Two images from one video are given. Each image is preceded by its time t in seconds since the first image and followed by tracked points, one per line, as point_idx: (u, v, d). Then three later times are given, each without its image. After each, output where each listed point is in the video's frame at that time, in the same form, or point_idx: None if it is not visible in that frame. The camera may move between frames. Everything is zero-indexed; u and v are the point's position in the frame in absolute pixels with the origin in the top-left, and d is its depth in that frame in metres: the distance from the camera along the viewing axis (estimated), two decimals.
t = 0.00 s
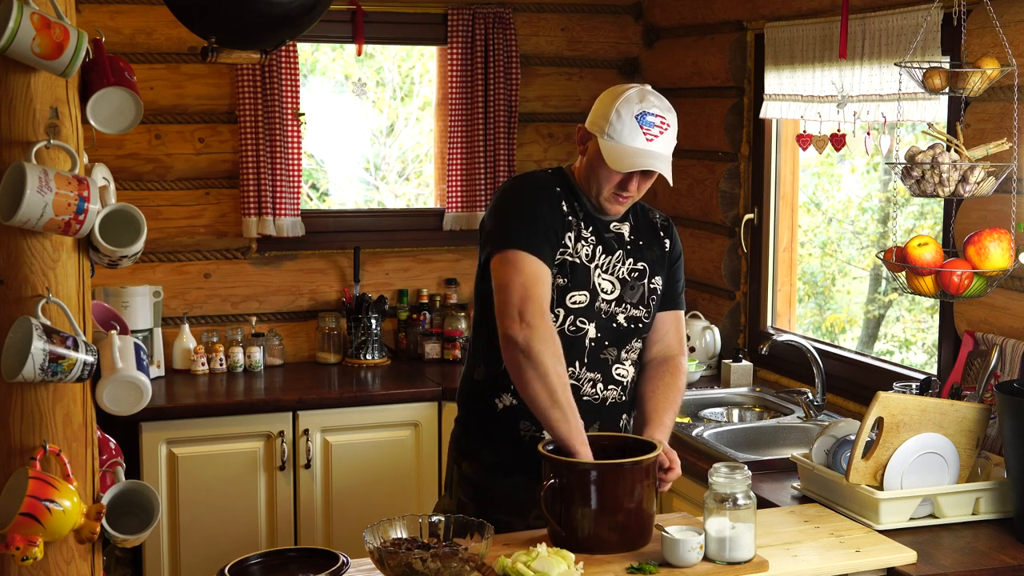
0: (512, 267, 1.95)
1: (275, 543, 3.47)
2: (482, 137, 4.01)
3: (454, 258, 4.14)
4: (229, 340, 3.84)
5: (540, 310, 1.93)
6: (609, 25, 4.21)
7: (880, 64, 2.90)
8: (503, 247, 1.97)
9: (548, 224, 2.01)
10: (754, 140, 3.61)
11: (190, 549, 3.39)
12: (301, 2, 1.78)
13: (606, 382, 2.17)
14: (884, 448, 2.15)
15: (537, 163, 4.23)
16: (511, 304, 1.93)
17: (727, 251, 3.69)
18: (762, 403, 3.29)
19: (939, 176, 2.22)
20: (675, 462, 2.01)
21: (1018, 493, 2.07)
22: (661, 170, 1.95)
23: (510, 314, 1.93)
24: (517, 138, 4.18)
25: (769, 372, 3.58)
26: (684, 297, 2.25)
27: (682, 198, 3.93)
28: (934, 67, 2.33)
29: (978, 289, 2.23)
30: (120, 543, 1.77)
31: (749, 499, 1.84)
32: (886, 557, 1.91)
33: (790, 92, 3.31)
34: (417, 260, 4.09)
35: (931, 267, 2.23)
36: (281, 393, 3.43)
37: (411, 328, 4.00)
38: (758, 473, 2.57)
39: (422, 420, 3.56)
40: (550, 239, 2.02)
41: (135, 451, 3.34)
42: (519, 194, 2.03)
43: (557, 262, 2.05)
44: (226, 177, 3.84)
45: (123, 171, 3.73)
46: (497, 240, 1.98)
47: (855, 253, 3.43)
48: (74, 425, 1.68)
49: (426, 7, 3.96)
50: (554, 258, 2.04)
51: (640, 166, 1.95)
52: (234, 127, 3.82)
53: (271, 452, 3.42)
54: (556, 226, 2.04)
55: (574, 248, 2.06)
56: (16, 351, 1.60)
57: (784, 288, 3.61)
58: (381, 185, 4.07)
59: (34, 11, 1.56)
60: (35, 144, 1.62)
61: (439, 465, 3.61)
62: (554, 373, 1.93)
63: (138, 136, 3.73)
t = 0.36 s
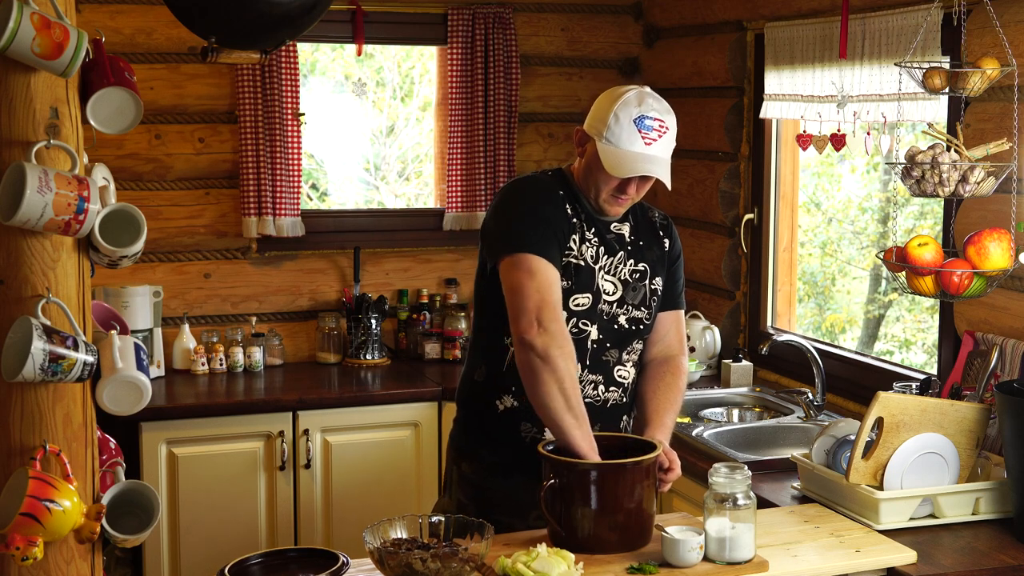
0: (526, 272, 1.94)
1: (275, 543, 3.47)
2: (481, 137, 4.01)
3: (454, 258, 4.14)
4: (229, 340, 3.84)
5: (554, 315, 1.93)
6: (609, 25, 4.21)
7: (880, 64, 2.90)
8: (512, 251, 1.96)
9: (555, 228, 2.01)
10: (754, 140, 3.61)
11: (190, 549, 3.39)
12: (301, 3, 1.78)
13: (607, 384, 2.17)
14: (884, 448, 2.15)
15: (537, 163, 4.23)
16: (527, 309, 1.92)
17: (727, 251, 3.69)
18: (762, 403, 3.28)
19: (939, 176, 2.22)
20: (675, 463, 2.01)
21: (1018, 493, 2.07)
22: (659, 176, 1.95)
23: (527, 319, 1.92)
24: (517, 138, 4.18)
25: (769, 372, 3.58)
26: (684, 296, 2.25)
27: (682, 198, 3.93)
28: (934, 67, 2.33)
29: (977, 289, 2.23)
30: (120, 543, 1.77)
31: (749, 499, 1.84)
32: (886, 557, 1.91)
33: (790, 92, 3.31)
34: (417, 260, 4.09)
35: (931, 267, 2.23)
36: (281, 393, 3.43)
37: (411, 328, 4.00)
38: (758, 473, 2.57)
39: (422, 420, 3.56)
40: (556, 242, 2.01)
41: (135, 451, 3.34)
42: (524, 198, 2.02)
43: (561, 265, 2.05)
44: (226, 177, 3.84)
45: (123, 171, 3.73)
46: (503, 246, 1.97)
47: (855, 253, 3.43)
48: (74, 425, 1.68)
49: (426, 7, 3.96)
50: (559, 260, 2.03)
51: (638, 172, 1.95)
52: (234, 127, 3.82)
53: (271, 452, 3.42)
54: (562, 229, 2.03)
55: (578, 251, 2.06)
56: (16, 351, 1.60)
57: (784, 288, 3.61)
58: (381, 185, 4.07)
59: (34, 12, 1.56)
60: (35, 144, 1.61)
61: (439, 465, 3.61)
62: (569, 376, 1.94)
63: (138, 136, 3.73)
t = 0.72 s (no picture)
0: (513, 282, 1.95)
1: (275, 543, 3.47)
2: (482, 137, 4.01)
3: (454, 258, 4.14)
4: (229, 340, 3.84)
5: (542, 325, 1.93)
6: (609, 25, 4.21)
7: (880, 64, 2.90)
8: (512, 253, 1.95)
9: (555, 229, 2.00)
10: (754, 140, 3.61)
11: (190, 549, 3.39)
12: (301, 2, 1.78)
13: (608, 384, 2.17)
14: (884, 448, 2.15)
15: (537, 163, 4.23)
16: (512, 320, 1.94)
17: (727, 251, 3.69)
18: (762, 403, 3.28)
19: (939, 176, 2.22)
20: (676, 463, 2.02)
21: (1018, 492, 2.07)
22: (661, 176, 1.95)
23: (512, 331, 1.94)
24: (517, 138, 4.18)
25: (769, 372, 3.58)
26: (683, 297, 2.26)
27: (682, 198, 3.93)
28: (934, 67, 2.33)
29: (978, 289, 2.23)
30: (120, 543, 1.77)
31: (749, 499, 1.84)
32: (886, 557, 1.91)
33: (790, 92, 3.31)
34: (417, 260, 4.09)
35: (931, 267, 2.23)
36: (281, 393, 3.43)
37: (411, 328, 4.00)
38: (758, 473, 2.57)
39: (422, 420, 3.56)
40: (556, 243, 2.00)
41: (135, 452, 3.34)
42: (523, 199, 2.01)
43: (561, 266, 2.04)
44: (226, 177, 3.84)
45: (123, 171, 3.73)
46: (500, 248, 1.97)
47: (855, 253, 3.43)
48: (74, 424, 1.68)
49: (426, 7, 3.96)
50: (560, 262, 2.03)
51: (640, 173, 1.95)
52: (234, 127, 3.82)
53: (271, 452, 3.42)
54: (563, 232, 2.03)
55: (579, 251, 2.05)
56: (16, 351, 1.60)
57: (784, 288, 3.61)
58: (381, 185, 4.07)
59: (34, 11, 1.56)
60: (35, 144, 1.61)
61: (439, 465, 3.61)
62: (556, 387, 1.92)
63: (138, 136, 3.73)
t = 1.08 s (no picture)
0: (503, 278, 1.95)
1: (275, 543, 3.47)
2: (481, 137, 4.01)
3: (454, 258, 4.14)
4: (228, 340, 3.84)
5: (528, 321, 1.93)
6: (609, 25, 4.21)
7: (880, 64, 2.90)
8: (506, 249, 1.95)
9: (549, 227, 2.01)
10: (754, 140, 3.61)
11: (190, 549, 3.39)
12: (301, 3, 1.78)
13: (606, 383, 2.17)
14: (884, 448, 2.15)
15: (537, 163, 4.23)
16: (501, 318, 1.94)
17: (727, 251, 3.69)
18: (762, 403, 3.28)
19: (939, 176, 2.22)
20: (676, 463, 2.02)
21: (1018, 492, 2.07)
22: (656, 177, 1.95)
23: (501, 327, 1.94)
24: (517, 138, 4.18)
25: (769, 372, 3.58)
26: (681, 297, 2.26)
27: (682, 198, 3.93)
28: (934, 67, 2.33)
29: (977, 289, 2.23)
30: (120, 543, 1.77)
31: (749, 499, 1.84)
32: (886, 557, 1.91)
33: (790, 92, 3.31)
34: (417, 260, 4.09)
35: (931, 267, 2.23)
36: (281, 393, 3.43)
37: (411, 328, 4.00)
38: (758, 473, 2.57)
39: (422, 420, 3.56)
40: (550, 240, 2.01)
41: (135, 452, 3.34)
42: (519, 197, 2.02)
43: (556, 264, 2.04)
44: (226, 177, 3.84)
45: (123, 171, 3.73)
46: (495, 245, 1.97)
47: (855, 253, 3.43)
48: (74, 425, 1.68)
49: (426, 7, 3.96)
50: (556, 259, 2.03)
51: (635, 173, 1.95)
52: (234, 127, 3.82)
53: (271, 452, 3.42)
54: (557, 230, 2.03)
55: (574, 249, 2.05)
56: (16, 351, 1.60)
57: (784, 288, 3.61)
58: (381, 185, 4.07)
59: (34, 11, 1.56)
60: (35, 144, 1.61)
61: (439, 466, 3.61)
62: (542, 383, 1.92)
63: (138, 136, 3.73)
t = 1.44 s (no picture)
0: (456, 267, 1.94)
1: (275, 543, 3.47)
2: (481, 137, 4.01)
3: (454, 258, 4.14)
4: (229, 340, 3.84)
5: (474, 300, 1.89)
6: (609, 25, 4.21)
7: (880, 64, 2.90)
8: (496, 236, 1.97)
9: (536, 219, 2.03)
10: (754, 140, 3.61)
11: (190, 549, 3.39)
12: (301, 3, 1.78)
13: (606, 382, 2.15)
14: (884, 448, 2.15)
15: (537, 163, 4.23)
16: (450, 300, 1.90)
17: (727, 251, 3.69)
18: (762, 403, 3.28)
19: (939, 176, 2.22)
20: (676, 463, 2.02)
21: (1018, 493, 2.07)
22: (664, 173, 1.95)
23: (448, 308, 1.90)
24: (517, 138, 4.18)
25: (769, 372, 3.58)
26: (680, 300, 2.27)
27: (682, 199, 3.93)
28: (934, 67, 2.33)
29: (978, 289, 2.23)
30: (120, 543, 1.77)
31: (749, 499, 1.84)
32: (886, 557, 1.91)
33: (790, 92, 3.31)
34: (418, 260, 4.09)
35: (931, 267, 2.23)
36: (281, 393, 3.43)
37: (411, 328, 4.00)
38: (758, 473, 2.57)
39: (422, 420, 3.56)
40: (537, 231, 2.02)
41: (135, 452, 3.34)
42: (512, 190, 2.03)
43: (547, 260, 2.05)
44: (226, 177, 3.84)
45: (123, 171, 3.73)
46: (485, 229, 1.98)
47: (855, 253, 3.43)
48: (74, 425, 1.68)
49: (426, 7, 3.96)
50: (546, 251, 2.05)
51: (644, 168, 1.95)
52: (234, 127, 3.82)
53: (271, 452, 3.42)
54: (546, 226, 2.05)
55: (564, 247, 2.06)
56: (16, 352, 1.60)
57: (784, 288, 3.61)
58: (381, 185, 4.07)
59: (34, 11, 1.56)
60: (35, 144, 1.61)
61: (439, 466, 3.61)
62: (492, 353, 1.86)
63: (138, 137, 3.73)
